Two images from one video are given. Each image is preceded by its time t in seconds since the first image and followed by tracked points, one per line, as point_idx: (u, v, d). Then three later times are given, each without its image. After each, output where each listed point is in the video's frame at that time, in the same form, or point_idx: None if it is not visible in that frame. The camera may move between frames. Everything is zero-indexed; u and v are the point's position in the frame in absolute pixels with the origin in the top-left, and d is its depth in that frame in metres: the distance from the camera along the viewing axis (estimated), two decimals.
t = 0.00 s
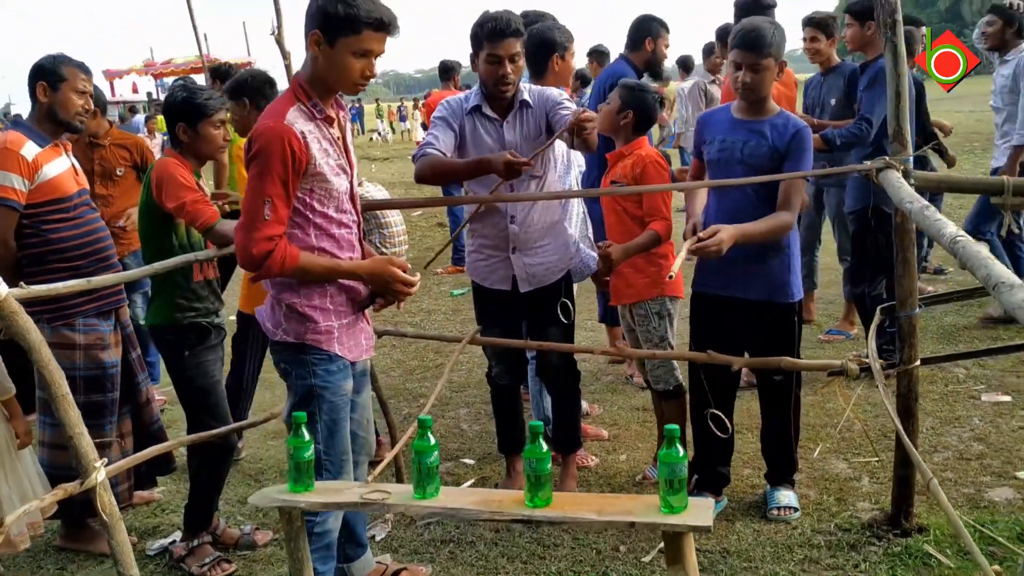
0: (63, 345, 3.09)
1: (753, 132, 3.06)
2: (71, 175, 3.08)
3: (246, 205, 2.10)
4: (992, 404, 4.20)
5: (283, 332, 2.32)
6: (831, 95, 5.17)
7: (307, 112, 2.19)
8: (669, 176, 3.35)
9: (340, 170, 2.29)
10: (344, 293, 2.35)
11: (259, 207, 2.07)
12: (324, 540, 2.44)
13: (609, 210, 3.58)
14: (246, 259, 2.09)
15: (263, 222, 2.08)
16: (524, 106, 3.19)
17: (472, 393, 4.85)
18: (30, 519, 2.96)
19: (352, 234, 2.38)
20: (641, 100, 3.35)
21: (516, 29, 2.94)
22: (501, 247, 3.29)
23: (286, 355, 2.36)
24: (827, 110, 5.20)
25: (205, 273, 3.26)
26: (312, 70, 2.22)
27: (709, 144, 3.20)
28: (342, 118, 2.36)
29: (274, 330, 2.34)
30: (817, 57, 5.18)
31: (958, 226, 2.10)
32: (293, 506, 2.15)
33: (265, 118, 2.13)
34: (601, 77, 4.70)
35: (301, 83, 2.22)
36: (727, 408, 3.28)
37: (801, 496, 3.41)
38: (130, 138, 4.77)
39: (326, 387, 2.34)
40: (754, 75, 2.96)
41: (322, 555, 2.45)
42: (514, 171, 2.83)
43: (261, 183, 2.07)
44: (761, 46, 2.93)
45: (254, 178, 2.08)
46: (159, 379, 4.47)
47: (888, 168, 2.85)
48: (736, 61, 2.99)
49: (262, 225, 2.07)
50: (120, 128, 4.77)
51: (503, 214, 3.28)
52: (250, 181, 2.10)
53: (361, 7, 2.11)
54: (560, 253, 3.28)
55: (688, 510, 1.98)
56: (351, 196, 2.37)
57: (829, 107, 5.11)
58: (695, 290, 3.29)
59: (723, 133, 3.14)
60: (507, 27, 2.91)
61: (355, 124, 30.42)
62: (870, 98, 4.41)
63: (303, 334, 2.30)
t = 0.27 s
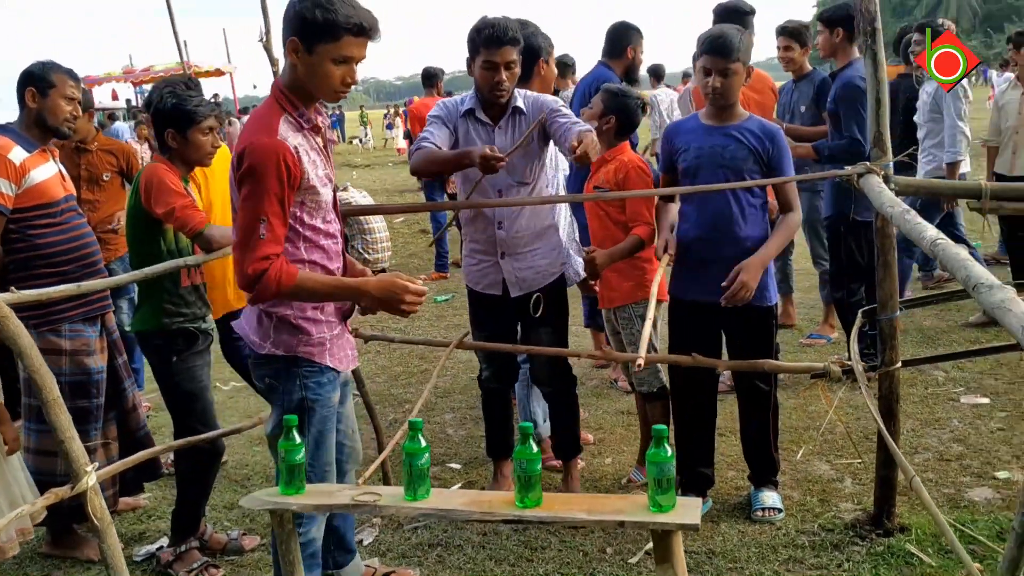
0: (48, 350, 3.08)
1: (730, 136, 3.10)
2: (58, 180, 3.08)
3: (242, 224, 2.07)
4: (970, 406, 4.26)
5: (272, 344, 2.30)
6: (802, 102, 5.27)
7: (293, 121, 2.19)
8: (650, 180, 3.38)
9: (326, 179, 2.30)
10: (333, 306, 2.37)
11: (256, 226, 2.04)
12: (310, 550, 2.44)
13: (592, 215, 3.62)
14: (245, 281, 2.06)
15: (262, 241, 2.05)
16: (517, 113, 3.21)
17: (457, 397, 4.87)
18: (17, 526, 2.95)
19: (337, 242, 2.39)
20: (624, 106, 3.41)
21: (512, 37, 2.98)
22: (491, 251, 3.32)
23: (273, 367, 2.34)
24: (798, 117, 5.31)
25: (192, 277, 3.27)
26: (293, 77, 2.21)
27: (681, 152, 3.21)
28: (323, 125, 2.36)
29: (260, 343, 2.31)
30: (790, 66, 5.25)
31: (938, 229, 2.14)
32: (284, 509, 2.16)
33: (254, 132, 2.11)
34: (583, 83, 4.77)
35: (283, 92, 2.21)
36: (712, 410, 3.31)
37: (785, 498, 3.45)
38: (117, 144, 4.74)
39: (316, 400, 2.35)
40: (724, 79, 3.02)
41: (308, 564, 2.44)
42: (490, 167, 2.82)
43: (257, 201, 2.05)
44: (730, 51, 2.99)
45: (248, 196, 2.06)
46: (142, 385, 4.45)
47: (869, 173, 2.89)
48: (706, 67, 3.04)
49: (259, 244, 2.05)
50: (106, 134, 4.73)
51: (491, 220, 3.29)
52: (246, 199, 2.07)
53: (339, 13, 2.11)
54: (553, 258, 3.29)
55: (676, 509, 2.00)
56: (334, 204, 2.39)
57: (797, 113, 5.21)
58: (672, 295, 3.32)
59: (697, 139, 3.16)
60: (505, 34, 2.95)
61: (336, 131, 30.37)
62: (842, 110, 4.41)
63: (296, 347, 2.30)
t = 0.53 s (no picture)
0: (38, 353, 3.07)
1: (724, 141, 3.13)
2: (51, 183, 3.09)
3: (259, 230, 2.06)
4: (958, 410, 4.30)
5: (271, 354, 2.30)
6: (784, 108, 5.30)
7: (291, 123, 2.21)
8: (638, 184, 3.41)
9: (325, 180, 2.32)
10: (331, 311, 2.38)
11: (274, 231, 2.04)
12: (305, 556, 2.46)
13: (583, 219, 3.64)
14: (270, 288, 2.04)
15: (281, 245, 2.04)
16: (542, 122, 3.21)
17: (448, 401, 4.88)
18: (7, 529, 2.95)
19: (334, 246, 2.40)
20: (612, 111, 3.44)
21: (546, 44, 3.02)
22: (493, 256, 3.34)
23: (269, 374, 2.35)
24: (780, 122, 5.34)
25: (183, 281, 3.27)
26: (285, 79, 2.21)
27: (671, 159, 3.23)
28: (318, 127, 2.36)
29: (259, 353, 2.32)
30: (773, 73, 5.28)
31: (926, 232, 2.17)
32: (276, 511, 2.17)
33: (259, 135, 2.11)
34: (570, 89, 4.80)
35: (276, 94, 2.22)
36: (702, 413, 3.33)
37: (775, 501, 3.47)
38: (114, 151, 4.77)
39: (316, 407, 2.36)
40: (712, 86, 3.04)
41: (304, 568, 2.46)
42: (493, 174, 2.88)
43: (272, 205, 2.04)
44: (716, 58, 3.01)
45: (263, 200, 2.05)
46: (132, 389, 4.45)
47: (858, 178, 2.92)
48: (692, 74, 3.06)
49: (278, 248, 2.03)
50: (105, 140, 4.76)
51: (495, 227, 3.31)
52: (259, 204, 2.06)
53: (330, 13, 2.10)
54: (556, 268, 3.30)
55: (667, 510, 2.02)
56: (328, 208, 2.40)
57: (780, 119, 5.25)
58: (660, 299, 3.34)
59: (687, 145, 3.18)
60: (543, 42, 2.99)
61: (325, 135, 30.33)
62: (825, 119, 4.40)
63: (297, 355, 2.30)
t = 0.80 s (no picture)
0: (34, 354, 3.07)
1: (727, 143, 3.14)
2: (49, 184, 3.09)
3: (265, 228, 2.07)
4: (954, 413, 4.31)
5: (269, 352, 2.31)
6: (775, 113, 5.31)
7: (296, 122, 2.20)
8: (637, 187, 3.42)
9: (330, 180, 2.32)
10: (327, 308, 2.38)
11: (278, 226, 2.04)
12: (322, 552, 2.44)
13: (581, 220, 3.65)
14: (279, 284, 2.05)
15: (286, 241, 2.04)
16: (553, 125, 3.21)
17: (445, 404, 4.88)
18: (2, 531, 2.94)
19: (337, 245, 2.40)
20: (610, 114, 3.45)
21: (569, 46, 3.03)
22: (495, 258, 3.34)
23: (270, 374, 2.35)
24: (770, 127, 5.35)
25: (180, 282, 3.27)
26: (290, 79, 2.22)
27: (672, 160, 3.24)
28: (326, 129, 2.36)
29: (257, 352, 2.32)
30: (766, 79, 5.28)
31: (922, 236, 2.17)
32: (272, 513, 2.16)
33: (261, 133, 2.12)
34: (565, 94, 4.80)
35: (281, 94, 2.22)
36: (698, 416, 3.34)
37: (771, 504, 3.48)
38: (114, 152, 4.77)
39: (325, 404, 2.36)
40: (717, 89, 3.05)
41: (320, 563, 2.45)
42: (490, 181, 2.86)
43: (275, 201, 2.05)
44: (721, 61, 3.03)
45: (267, 198, 2.06)
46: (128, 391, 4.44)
47: (854, 182, 2.92)
48: (697, 78, 3.07)
49: (284, 244, 2.04)
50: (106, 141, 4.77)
51: (500, 230, 3.32)
52: (263, 202, 2.07)
53: (343, 16, 2.13)
54: (557, 271, 3.29)
55: (664, 513, 2.02)
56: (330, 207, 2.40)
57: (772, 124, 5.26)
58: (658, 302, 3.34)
59: (690, 148, 3.19)
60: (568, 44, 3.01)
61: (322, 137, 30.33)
62: (816, 127, 4.41)
63: (294, 353, 2.30)
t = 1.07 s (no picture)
0: (34, 353, 3.07)
1: (732, 143, 3.14)
2: (51, 183, 3.09)
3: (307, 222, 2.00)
4: (954, 414, 4.31)
5: (268, 346, 2.31)
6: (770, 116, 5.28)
7: (319, 122, 2.18)
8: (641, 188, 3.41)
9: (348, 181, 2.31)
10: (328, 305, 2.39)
11: (318, 214, 1.98)
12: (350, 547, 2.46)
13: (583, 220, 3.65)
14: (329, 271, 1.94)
15: (330, 228, 1.96)
16: (549, 122, 3.22)
17: (445, 404, 4.88)
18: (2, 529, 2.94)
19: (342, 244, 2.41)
20: (613, 114, 3.46)
21: (558, 36, 3.06)
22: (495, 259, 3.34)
23: (269, 368, 2.35)
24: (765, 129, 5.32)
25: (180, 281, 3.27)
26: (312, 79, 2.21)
27: (678, 160, 3.25)
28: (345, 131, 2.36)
29: (256, 346, 2.32)
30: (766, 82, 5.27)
31: (922, 237, 2.17)
32: (271, 512, 2.16)
33: (290, 130, 2.10)
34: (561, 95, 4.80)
35: (304, 93, 2.21)
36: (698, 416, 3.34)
37: (771, 504, 3.48)
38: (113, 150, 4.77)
39: (326, 398, 2.36)
40: (725, 89, 3.05)
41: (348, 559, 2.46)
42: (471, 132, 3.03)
43: (313, 192, 2.00)
44: (730, 61, 3.03)
45: (303, 191, 2.02)
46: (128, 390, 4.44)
47: (855, 183, 2.92)
48: (706, 78, 3.07)
49: (328, 230, 1.96)
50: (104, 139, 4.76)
51: (500, 229, 3.32)
52: (300, 196, 2.02)
53: (361, 12, 2.08)
54: (556, 270, 3.31)
55: (663, 512, 2.02)
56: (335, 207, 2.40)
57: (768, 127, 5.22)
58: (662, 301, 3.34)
59: (696, 147, 3.19)
60: (556, 35, 3.03)
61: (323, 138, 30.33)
62: (814, 130, 4.41)
63: (294, 347, 2.31)
